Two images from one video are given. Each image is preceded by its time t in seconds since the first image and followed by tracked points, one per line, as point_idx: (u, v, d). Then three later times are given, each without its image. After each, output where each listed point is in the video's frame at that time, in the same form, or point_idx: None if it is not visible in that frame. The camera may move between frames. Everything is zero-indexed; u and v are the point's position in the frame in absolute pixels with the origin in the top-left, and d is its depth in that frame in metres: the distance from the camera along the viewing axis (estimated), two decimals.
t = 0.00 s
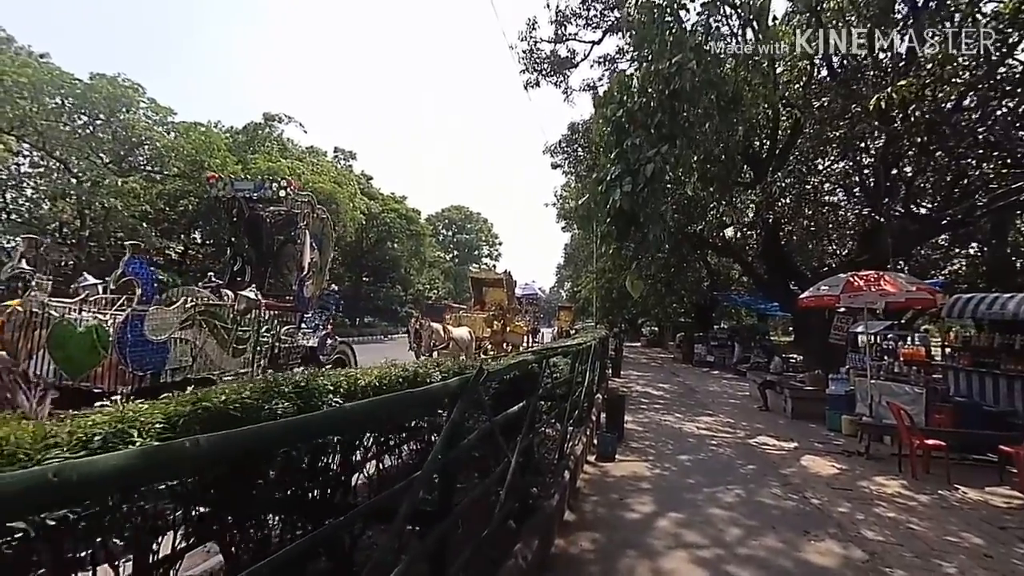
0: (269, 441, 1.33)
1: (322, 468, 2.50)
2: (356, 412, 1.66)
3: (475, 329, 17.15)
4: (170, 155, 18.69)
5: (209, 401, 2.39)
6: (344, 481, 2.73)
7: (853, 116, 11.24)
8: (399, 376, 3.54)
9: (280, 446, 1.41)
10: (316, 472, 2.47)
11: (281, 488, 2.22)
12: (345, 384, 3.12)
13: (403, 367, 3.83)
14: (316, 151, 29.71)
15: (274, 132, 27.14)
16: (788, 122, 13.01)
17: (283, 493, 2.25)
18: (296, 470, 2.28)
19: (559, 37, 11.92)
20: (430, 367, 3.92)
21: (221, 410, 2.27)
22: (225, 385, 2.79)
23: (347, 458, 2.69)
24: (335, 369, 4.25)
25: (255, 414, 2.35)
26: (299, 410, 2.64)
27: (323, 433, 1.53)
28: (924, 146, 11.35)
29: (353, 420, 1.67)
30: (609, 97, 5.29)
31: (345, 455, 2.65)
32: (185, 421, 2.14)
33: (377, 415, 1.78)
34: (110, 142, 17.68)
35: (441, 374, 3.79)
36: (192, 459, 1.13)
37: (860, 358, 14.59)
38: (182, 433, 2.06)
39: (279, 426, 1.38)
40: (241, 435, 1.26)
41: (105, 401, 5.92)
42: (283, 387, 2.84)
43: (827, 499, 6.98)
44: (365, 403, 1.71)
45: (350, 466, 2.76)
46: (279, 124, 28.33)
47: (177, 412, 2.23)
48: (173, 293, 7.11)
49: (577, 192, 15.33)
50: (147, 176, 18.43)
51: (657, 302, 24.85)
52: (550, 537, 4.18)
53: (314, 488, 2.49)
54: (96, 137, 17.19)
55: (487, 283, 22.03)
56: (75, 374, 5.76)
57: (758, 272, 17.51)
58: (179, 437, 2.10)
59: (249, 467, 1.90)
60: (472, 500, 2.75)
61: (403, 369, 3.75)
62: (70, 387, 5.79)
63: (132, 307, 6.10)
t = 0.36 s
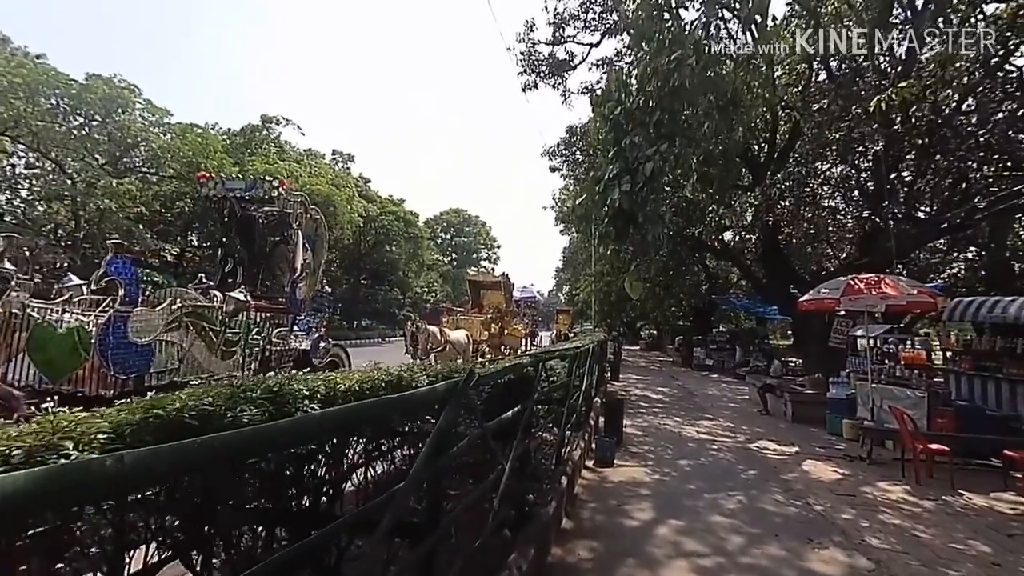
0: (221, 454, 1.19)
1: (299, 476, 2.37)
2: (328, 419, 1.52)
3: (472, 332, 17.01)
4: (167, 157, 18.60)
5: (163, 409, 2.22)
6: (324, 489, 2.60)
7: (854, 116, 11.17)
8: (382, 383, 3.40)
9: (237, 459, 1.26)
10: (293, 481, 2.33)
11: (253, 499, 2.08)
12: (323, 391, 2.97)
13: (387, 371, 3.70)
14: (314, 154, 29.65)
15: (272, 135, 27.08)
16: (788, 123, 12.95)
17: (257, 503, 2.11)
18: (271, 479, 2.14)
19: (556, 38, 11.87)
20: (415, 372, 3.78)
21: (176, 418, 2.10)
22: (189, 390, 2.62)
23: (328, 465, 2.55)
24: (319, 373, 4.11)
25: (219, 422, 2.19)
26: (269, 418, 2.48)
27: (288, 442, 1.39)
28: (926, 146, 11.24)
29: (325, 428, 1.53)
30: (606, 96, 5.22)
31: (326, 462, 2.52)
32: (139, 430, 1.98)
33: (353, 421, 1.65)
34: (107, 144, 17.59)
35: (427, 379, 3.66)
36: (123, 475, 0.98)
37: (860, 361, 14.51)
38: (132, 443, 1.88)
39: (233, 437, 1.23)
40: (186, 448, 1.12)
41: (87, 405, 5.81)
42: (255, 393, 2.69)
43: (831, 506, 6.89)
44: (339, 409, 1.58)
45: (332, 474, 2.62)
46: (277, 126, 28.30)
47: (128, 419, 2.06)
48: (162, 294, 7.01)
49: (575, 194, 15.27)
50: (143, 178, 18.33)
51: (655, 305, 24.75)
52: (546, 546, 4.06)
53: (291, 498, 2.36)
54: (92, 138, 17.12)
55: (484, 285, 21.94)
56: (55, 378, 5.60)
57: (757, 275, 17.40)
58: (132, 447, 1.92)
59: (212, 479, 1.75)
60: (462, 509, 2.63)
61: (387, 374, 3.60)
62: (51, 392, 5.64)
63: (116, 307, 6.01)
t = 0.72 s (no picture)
0: (172, 475, 1.06)
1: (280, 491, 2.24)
2: (298, 435, 1.40)
3: (475, 339, 16.88)
4: (171, 165, 18.63)
5: (107, 427, 2.09)
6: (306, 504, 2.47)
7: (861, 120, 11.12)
8: (357, 398, 3.28)
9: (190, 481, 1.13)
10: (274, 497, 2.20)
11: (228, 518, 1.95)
12: (294, 405, 2.85)
13: (372, 383, 3.57)
14: (317, 161, 29.66)
15: (276, 142, 27.10)
16: (791, 125, 12.85)
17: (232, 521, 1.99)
18: (249, 496, 2.01)
19: (560, 45, 11.82)
20: (400, 384, 3.65)
21: (118, 440, 2.00)
22: (147, 403, 2.49)
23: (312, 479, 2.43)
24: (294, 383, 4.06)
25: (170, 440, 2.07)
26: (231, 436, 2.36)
27: (250, 461, 1.26)
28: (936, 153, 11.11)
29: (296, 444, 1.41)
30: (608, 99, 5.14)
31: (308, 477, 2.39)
32: (67, 455, 1.84)
33: (329, 436, 1.52)
34: (112, 150, 17.61)
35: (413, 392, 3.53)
36: (48, 499, 0.84)
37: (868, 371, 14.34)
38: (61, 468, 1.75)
39: (186, 457, 1.10)
40: (129, 473, 0.98)
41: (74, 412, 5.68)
42: (221, 408, 2.56)
43: (840, 521, 6.76)
44: (311, 424, 1.45)
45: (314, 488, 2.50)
46: (280, 133, 28.33)
47: (64, 435, 1.93)
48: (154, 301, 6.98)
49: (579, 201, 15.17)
50: (147, 185, 18.32)
51: (659, 313, 24.61)
52: (544, 562, 3.94)
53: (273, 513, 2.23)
54: (96, 145, 17.11)
55: (487, 293, 21.85)
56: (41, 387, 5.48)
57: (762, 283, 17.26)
58: (67, 472, 1.80)
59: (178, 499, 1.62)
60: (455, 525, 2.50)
61: (368, 386, 3.48)
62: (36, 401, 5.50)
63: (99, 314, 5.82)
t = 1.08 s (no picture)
0: (111, 502, 0.89)
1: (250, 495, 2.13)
2: (276, 443, 1.26)
3: (473, 331, 16.78)
4: (164, 159, 18.45)
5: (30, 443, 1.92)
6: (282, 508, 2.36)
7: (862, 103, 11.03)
8: (328, 399, 3.16)
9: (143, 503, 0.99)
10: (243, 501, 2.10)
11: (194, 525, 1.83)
12: (260, 410, 2.73)
13: (344, 384, 3.46)
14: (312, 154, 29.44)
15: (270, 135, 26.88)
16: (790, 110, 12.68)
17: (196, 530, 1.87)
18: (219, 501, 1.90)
19: (555, 31, 11.65)
20: (375, 385, 3.54)
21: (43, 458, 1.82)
22: (91, 416, 2.33)
23: (287, 481, 2.33)
24: (263, 386, 3.95)
25: (106, 459, 1.93)
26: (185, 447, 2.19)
27: (220, 476, 1.12)
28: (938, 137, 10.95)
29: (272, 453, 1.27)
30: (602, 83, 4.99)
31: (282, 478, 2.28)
32: None
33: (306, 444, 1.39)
34: (102, 144, 17.45)
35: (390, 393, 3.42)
36: None
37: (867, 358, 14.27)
38: None
39: (138, 472, 0.95)
40: (68, 496, 0.84)
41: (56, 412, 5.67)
42: (176, 417, 2.45)
43: (842, 511, 6.71)
44: (285, 430, 1.32)
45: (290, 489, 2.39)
46: (274, 125, 28.11)
47: None
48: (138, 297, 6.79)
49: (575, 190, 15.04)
50: (138, 180, 18.20)
51: (658, 302, 24.53)
52: (542, 561, 3.86)
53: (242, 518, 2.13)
54: (86, 141, 16.90)
55: (485, 284, 21.75)
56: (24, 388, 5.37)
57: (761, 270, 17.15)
58: None
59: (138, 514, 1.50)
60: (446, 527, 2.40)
61: (337, 387, 3.37)
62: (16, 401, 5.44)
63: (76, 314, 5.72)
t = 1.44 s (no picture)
0: (39, 523, 0.80)
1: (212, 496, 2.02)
2: (226, 449, 1.16)
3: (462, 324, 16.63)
4: (148, 144, 18.16)
5: None
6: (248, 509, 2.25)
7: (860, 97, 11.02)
8: (289, 400, 3.02)
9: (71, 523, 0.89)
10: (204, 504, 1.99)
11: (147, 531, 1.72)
12: (209, 416, 2.57)
13: (307, 385, 3.31)
14: (302, 142, 29.15)
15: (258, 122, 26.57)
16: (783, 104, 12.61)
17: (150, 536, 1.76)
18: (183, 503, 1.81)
19: (548, 20, 11.52)
20: (342, 385, 3.40)
21: None
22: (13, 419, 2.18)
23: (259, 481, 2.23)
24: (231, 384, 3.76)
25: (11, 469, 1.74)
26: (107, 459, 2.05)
27: (160, 489, 1.01)
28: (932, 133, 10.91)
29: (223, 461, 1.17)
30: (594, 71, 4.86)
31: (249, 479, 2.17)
32: None
33: (265, 451, 1.29)
34: (83, 128, 16.95)
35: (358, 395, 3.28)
36: None
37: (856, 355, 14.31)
38: None
39: (58, 485, 0.85)
40: None
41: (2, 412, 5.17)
42: (107, 421, 2.26)
43: (830, 509, 6.66)
44: (242, 436, 1.21)
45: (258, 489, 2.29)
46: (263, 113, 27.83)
47: None
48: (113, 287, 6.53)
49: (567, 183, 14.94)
50: (121, 166, 17.78)
51: (649, 297, 24.50)
52: (528, 560, 3.77)
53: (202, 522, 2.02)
54: (66, 124, 16.57)
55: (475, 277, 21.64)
56: None
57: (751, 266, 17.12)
58: None
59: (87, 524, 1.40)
60: (423, 531, 2.31)
61: (298, 388, 3.21)
62: None
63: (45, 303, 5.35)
